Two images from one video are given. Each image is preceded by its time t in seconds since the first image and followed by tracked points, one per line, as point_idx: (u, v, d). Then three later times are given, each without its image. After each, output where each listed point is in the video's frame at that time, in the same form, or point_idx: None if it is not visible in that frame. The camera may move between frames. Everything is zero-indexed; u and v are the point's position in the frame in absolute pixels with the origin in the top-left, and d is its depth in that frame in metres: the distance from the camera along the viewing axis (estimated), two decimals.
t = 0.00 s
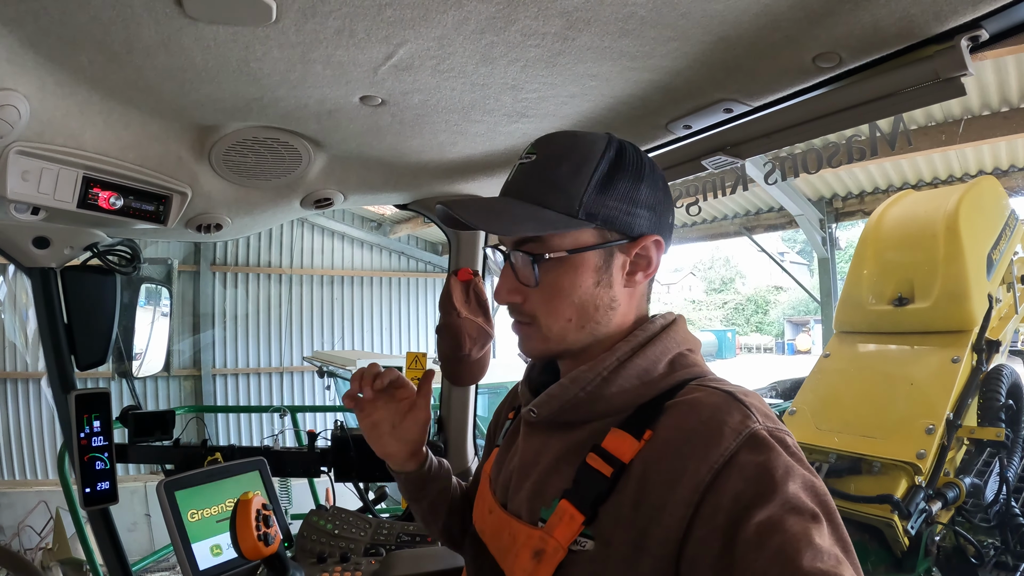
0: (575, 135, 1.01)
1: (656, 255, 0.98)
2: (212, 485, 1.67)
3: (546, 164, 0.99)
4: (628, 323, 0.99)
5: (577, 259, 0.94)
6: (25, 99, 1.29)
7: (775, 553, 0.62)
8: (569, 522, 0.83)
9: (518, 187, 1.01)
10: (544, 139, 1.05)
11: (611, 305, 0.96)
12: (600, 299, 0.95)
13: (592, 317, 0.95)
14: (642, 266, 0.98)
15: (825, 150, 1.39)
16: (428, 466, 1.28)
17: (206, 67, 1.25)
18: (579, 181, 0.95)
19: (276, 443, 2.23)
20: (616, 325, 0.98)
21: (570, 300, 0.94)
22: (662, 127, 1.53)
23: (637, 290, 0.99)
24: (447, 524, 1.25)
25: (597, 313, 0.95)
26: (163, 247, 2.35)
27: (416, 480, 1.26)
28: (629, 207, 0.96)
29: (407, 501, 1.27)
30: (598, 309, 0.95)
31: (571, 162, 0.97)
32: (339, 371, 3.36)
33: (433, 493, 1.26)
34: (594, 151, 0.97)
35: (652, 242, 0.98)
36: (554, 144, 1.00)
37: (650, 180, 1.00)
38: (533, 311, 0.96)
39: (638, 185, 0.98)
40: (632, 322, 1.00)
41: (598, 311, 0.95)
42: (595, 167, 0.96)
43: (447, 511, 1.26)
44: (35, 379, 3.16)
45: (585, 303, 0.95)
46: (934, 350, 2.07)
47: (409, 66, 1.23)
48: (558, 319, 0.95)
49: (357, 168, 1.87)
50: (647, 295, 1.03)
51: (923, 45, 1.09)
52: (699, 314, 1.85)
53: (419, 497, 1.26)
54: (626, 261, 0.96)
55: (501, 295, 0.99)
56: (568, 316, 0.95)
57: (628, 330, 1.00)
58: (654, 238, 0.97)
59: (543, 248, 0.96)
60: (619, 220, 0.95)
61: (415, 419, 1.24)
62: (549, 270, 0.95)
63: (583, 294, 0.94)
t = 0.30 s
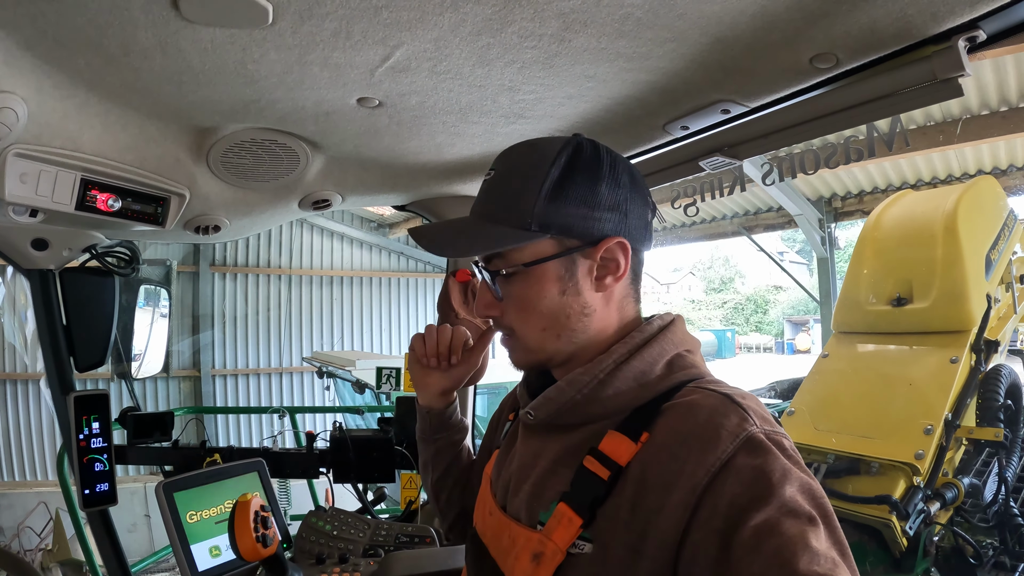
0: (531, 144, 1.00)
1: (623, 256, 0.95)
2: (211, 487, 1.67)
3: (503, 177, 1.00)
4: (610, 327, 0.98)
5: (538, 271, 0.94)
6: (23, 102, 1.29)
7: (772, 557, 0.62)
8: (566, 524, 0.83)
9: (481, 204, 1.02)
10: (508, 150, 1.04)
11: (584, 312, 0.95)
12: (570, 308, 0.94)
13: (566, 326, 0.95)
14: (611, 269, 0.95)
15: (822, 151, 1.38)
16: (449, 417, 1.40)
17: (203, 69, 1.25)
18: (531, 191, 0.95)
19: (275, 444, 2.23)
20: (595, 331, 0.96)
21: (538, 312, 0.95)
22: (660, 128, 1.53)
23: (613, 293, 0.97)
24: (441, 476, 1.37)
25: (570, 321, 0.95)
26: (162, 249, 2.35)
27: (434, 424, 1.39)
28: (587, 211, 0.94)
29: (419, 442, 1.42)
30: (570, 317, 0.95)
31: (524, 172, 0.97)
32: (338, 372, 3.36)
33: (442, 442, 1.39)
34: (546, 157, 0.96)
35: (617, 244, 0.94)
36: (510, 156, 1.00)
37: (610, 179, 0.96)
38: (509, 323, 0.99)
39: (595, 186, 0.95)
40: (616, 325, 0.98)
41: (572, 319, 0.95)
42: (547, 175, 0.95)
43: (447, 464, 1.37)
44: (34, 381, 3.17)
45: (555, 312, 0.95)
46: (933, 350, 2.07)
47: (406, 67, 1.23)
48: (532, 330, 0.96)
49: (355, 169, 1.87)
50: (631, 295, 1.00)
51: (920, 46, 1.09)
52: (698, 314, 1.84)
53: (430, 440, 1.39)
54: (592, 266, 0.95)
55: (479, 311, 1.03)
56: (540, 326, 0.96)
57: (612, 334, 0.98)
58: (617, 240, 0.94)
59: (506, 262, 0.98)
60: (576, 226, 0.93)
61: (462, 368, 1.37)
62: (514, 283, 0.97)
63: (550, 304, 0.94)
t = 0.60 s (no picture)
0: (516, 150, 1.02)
1: (600, 252, 0.93)
2: (210, 487, 1.68)
3: (490, 182, 1.03)
4: (597, 325, 0.97)
5: (520, 269, 0.97)
6: (22, 103, 1.29)
7: (767, 556, 0.63)
8: (563, 523, 0.83)
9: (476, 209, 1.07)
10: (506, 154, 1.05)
11: (567, 308, 0.95)
12: (553, 304, 0.95)
13: (550, 323, 0.96)
14: (590, 266, 0.93)
15: (820, 151, 1.39)
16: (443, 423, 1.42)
17: (202, 71, 1.25)
18: (511, 193, 0.97)
19: (274, 444, 2.23)
20: (582, 329, 0.96)
21: (522, 309, 0.97)
22: (657, 129, 1.53)
23: (598, 291, 0.96)
24: (442, 483, 1.38)
25: (554, 318, 0.95)
26: (161, 249, 2.35)
27: (429, 432, 1.41)
28: (562, 208, 0.94)
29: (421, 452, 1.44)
30: (553, 314, 0.95)
31: (506, 176, 0.99)
32: (337, 372, 3.37)
33: (440, 448, 1.40)
34: (526, 161, 0.98)
35: (592, 240, 0.93)
36: (497, 160, 1.03)
37: (586, 176, 0.95)
38: (500, 321, 1.02)
39: (570, 184, 0.94)
40: (606, 324, 0.97)
41: (556, 315, 0.95)
42: (525, 176, 0.97)
43: (449, 468, 1.39)
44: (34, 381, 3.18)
45: (538, 309, 0.96)
46: (932, 350, 2.07)
47: (403, 69, 1.24)
48: (519, 326, 0.98)
49: (353, 171, 1.88)
50: (620, 293, 0.99)
51: (917, 47, 1.09)
52: (698, 314, 1.86)
53: (428, 447, 1.41)
54: (570, 263, 0.94)
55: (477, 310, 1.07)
56: (526, 323, 0.97)
57: (600, 333, 0.97)
58: (592, 235, 0.93)
59: (493, 262, 1.01)
60: (550, 224, 0.94)
61: (446, 379, 1.39)
62: (500, 281, 1.00)
63: (532, 301, 0.96)
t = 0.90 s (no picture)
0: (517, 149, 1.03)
1: (592, 244, 0.93)
2: (210, 488, 1.67)
3: (489, 178, 1.04)
4: (590, 318, 0.96)
5: (513, 259, 0.97)
6: (21, 104, 1.29)
7: (765, 558, 0.63)
8: (562, 525, 0.83)
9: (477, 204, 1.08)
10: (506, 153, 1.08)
11: (561, 299, 0.94)
12: (546, 295, 0.95)
13: (544, 314, 0.95)
14: (582, 258, 0.93)
15: (820, 151, 1.38)
16: (421, 437, 1.40)
17: (201, 71, 1.25)
18: (508, 186, 0.98)
19: (274, 445, 2.23)
20: (576, 321, 0.96)
21: (515, 300, 0.97)
22: (657, 128, 1.53)
23: (591, 283, 0.95)
24: (432, 496, 1.36)
25: (547, 309, 0.95)
26: (161, 250, 2.35)
27: (408, 450, 1.40)
28: (555, 200, 0.94)
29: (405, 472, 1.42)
30: (546, 305, 0.95)
31: (504, 170, 1.00)
32: (337, 372, 3.36)
33: (423, 463, 1.39)
34: (524, 156, 0.99)
35: (585, 231, 0.93)
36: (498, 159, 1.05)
37: (581, 172, 0.95)
38: (495, 313, 1.02)
39: (565, 178, 0.95)
40: (601, 318, 0.97)
41: (549, 307, 0.95)
42: (523, 169, 0.98)
43: (435, 483, 1.36)
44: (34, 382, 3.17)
45: (531, 300, 0.96)
46: (932, 349, 2.07)
47: (403, 69, 1.23)
48: (512, 318, 0.98)
49: (353, 171, 1.87)
50: (615, 289, 0.98)
51: (918, 46, 1.09)
52: (698, 313, 1.95)
53: (412, 466, 1.40)
54: (564, 254, 0.94)
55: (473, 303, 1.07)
56: (520, 315, 0.97)
57: (593, 326, 0.97)
58: (584, 226, 0.93)
59: (489, 252, 1.02)
60: (543, 215, 0.94)
61: (414, 390, 1.39)
62: (495, 272, 1.00)
63: (525, 291, 0.96)
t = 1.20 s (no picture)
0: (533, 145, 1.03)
1: (622, 242, 0.96)
2: (210, 487, 1.68)
3: (504, 171, 1.02)
4: (606, 317, 0.98)
5: (540, 254, 0.95)
6: (21, 104, 1.29)
7: (763, 554, 0.63)
8: (562, 523, 0.83)
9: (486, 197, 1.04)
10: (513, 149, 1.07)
11: (584, 297, 0.95)
12: (571, 291, 0.94)
13: (567, 311, 0.94)
14: (611, 255, 0.95)
15: (818, 150, 1.38)
16: (426, 440, 1.40)
17: (200, 72, 1.25)
18: (535, 179, 0.97)
19: (274, 444, 2.23)
20: (595, 318, 0.96)
21: (539, 295, 0.95)
22: (655, 128, 1.53)
23: (613, 281, 0.97)
24: (435, 499, 1.36)
25: (571, 306, 0.94)
26: (161, 250, 2.35)
27: (413, 452, 1.40)
28: (587, 198, 0.96)
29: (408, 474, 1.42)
30: (571, 302, 0.94)
31: (528, 164, 0.99)
32: (337, 372, 3.37)
33: (427, 466, 1.39)
34: (549, 152, 0.99)
35: (616, 229, 0.95)
36: (513, 152, 1.03)
37: (609, 173, 0.99)
38: (509, 310, 0.98)
39: (594, 177, 0.97)
40: (614, 317, 0.99)
41: (573, 303, 0.94)
42: (552, 165, 0.97)
43: (439, 486, 1.37)
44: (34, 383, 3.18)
45: (556, 296, 0.94)
46: (931, 348, 2.07)
47: (402, 69, 1.24)
48: (531, 314, 0.95)
49: (352, 171, 1.88)
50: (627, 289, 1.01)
51: (916, 44, 1.09)
52: (697, 313, 1.94)
53: (415, 468, 1.40)
54: (593, 251, 0.95)
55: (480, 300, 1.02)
56: (541, 311, 0.95)
57: (610, 324, 0.98)
58: (617, 224, 0.95)
59: (510, 245, 0.98)
60: (575, 211, 0.95)
61: (422, 393, 1.38)
62: (516, 267, 0.96)
63: (552, 287, 0.94)
